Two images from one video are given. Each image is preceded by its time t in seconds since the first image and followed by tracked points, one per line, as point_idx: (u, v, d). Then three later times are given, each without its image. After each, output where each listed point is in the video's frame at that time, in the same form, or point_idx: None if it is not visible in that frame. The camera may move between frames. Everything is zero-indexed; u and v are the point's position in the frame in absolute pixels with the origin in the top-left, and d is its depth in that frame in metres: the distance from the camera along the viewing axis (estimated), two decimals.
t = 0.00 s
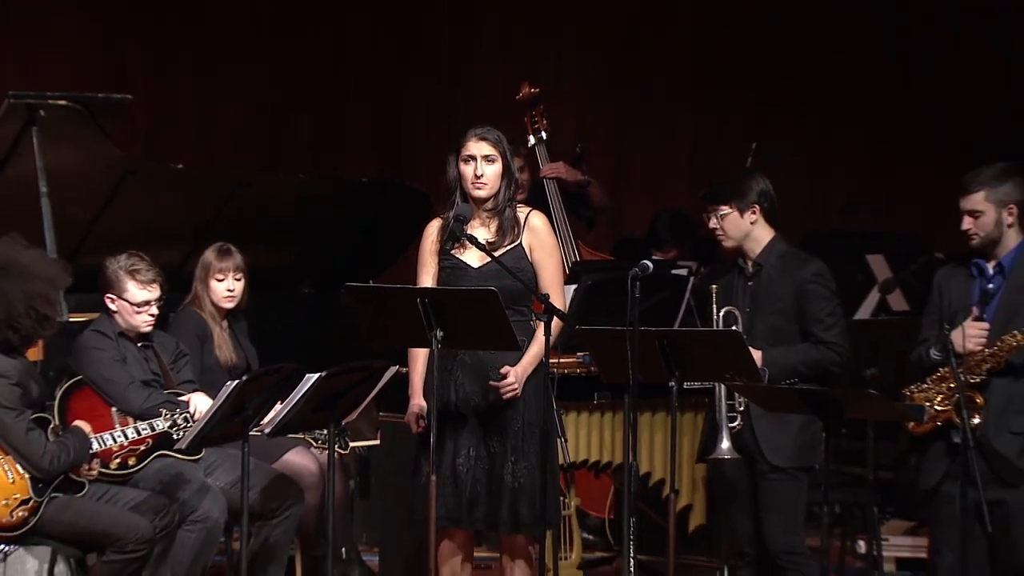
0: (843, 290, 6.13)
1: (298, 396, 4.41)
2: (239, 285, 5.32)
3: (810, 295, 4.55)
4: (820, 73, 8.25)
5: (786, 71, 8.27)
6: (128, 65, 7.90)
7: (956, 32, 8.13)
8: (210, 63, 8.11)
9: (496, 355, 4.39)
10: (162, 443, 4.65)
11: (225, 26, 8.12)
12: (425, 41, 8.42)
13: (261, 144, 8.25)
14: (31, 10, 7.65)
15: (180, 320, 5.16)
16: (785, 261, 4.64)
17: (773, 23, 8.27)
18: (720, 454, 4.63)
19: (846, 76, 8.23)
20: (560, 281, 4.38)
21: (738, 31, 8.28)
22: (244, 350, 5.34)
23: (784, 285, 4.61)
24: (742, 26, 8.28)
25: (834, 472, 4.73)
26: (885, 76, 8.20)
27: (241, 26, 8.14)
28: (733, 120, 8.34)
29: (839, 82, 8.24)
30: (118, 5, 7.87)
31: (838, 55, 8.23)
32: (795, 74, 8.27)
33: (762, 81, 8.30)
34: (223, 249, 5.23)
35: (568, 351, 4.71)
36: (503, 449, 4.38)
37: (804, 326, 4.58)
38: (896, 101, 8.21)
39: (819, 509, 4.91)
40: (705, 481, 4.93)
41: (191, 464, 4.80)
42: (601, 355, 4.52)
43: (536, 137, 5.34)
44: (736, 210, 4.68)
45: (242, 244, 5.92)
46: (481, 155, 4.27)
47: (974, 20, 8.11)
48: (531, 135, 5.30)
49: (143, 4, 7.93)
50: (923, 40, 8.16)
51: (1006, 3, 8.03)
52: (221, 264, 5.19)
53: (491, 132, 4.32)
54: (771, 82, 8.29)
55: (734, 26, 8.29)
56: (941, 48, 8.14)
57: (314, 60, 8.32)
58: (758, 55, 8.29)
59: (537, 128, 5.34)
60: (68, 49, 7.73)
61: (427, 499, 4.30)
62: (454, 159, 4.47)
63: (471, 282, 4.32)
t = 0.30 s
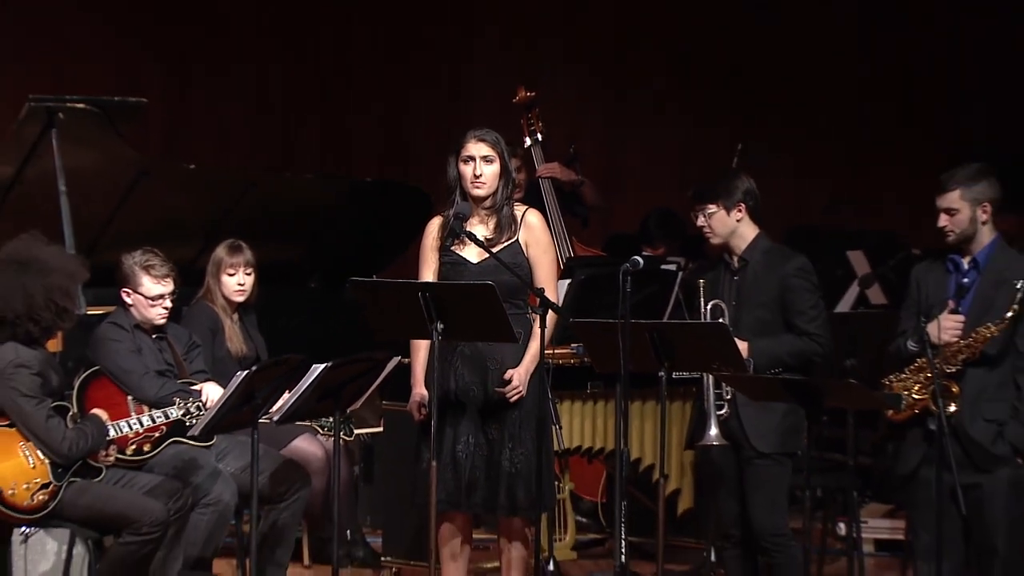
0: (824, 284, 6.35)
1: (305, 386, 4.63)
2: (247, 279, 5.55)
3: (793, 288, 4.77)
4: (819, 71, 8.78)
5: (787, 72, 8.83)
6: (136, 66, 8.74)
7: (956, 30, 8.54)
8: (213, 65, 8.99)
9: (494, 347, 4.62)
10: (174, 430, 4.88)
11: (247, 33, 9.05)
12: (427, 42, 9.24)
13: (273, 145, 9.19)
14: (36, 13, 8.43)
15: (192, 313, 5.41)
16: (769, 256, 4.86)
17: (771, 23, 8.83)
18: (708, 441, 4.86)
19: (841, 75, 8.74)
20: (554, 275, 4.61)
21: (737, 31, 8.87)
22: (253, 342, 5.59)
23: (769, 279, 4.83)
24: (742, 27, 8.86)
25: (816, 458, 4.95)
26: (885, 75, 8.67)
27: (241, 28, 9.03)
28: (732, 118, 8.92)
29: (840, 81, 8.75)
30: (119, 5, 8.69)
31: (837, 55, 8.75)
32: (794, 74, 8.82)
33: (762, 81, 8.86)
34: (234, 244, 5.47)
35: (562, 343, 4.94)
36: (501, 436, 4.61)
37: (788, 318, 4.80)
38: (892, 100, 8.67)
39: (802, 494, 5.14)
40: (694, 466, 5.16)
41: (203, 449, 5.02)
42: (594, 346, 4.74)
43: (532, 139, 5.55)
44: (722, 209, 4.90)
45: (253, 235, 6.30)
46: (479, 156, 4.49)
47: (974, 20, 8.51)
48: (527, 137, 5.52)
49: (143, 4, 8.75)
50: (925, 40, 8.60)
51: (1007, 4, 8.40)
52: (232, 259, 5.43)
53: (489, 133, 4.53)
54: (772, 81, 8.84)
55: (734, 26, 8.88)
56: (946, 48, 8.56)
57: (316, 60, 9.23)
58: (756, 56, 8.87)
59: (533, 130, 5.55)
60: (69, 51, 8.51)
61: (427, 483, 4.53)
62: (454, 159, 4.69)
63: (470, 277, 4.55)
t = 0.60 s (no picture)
0: (805, 279, 6.61)
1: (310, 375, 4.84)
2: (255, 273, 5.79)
3: (776, 283, 5.00)
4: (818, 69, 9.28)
5: (786, 72, 9.33)
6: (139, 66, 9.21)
7: (956, 30, 9.01)
8: (214, 64, 9.52)
9: (491, 340, 4.85)
10: (186, 419, 5.11)
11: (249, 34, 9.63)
12: (427, 42, 9.82)
13: (275, 145, 9.75)
14: (36, 14, 8.87)
15: (202, 307, 5.65)
16: (753, 253, 5.09)
17: (771, 23, 9.34)
18: (695, 429, 5.09)
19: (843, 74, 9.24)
20: (546, 270, 4.84)
21: (737, 31, 9.37)
22: (259, 335, 5.83)
23: (752, 275, 5.05)
24: (741, 27, 9.37)
25: (798, 445, 5.18)
26: (885, 74, 9.17)
27: (241, 28, 9.59)
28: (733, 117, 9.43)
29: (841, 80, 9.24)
30: (119, 6, 9.16)
31: (838, 55, 9.24)
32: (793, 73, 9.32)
33: (762, 81, 9.37)
34: (242, 242, 5.70)
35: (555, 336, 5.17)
36: (497, 424, 4.83)
37: (771, 312, 5.03)
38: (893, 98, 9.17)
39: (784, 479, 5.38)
40: (681, 453, 5.39)
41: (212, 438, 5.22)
42: (585, 339, 4.96)
43: (526, 141, 5.78)
44: (708, 208, 5.12)
45: (258, 233, 6.60)
46: (475, 157, 4.70)
47: (974, 20, 8.97)
48: (522, 139, 5.74)
49: (143, 5, 9.24)
50: (925, 41, 9.08)
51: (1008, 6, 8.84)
52: (240, 256, 5.66)
53: (485, 136, 4.74)
54: (772, 82, 9.35)
55: (733, 26, 9.39)
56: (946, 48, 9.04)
57: (317, 60, 9.84)
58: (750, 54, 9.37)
59: (527, 132, 5.78)
60: (69, 51, 8.97)
61: (427, 470, 4.76)
62: (451, 160, 4.91)
63: (467, 273, 4.77)
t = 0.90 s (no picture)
0: (787, 276, 6.90)
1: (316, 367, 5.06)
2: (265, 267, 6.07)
3: (759, 278, 5.25)
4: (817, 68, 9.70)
5: (786, 73, 9.77)
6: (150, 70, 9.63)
7: (957, 30, 9.27)
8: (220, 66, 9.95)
9: (487, 332, 5.09)
10: (196, 408, 5.36)
11: (256, 35, 10.05)
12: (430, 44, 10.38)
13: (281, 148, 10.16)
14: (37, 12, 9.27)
15: (211, 302, 5.92)
16: (737, 249, 5.34)
17: (771, 22, 9.79)
18: (682, 418, 5.29)
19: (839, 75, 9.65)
20: (539, 266, 5.10)
21: (737, 31, 9.85)
22: (267, 328, 6.10)
23: (737, 270, 5.31)
24: (741, 27, 9.84)
25: (780, 432, 5.43)
26: (885, 74, 9.52)
27: (244, 30, 9.99)
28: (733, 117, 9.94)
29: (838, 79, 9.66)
30: (119, 5, 9.55)
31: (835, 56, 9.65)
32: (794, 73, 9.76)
33: (763, 82, 9.83)
34: (250, 239, 5.97)
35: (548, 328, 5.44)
36: (493, 412, 5.08)
37: (754, 306, 5.28)
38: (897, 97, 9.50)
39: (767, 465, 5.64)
40: (669, 440, 5.64)
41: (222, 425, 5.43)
42: (577, 332, 5.20)
43: (521, 143, 6.04)
44: (695, 207, 5.36)
45: (264, 231, 6.86)
46: (473, 158, 4.94)
47: (974, 20, 9.21)
48: (517, 141, 5.99)
49: (144, 6, 9.63)
50: (925, 41, 9.38)
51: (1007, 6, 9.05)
52: (249, 252, 5.93)
53: (482, 137, 4.98)
54: (772, 82, 9.81)
55: (733, 26, 9.87)
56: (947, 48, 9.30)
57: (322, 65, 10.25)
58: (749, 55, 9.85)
59: (522, 134, 6.03)
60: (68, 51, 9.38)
61: (426, 456, 5.01)
62: (450, 161, 5.16)
63: (465, 269, 5.03)
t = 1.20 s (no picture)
0: (772, 271, 7.15)
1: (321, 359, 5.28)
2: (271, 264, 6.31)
3: (744, 275, 5.50)
4: (816, 66, 10.12)
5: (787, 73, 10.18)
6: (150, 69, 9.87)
7: (957, 30, 9.74)
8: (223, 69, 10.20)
9: (485, 327, 5.34)
10: (207, 398, 5.59)
11: (259, 36, 10.30)
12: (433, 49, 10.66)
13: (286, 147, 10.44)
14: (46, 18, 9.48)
15: (221, 298, 6.18)
16: (723, 247, 5.59)
17: (771, 22, 10.19)
18: (671, 407, 5.56)
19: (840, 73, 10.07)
20: (535, 263, 5.34)
21: (736, 30, 10.25)
22: (274, 322, 6.37)
23: (723, 267, 5.56)
24: (741, 26, 10.24)
25: (764, 421, 5.68)
26: (884, 73, 9.96)
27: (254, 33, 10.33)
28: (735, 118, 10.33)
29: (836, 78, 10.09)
30: (121, 6, 9.78)
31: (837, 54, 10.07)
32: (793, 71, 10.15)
33: (762, 82, 10.23)
34: (258, 237, 6.21)
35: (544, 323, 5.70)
36: (491, 403, 5.33)
37: (740, 302, 5.53)
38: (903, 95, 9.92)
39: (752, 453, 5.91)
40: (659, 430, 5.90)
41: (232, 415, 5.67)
42: (571, 326, 5.43)
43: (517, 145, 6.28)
44: (683, 206, 5.60)
45: (269, 229, 7.11)
46: (471, 161, 5.19)
47: (975, 20, 9.69)
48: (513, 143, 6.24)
49: (142, 6, 9.87)
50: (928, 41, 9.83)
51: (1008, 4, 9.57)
52: (256, 250, 6.18)
53: (480, 140, 5.22)
54: (773, 82, 10.21)
55: (733, 26, 10.27)
56: (947, 47, 9.78)
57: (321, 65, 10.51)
58: (751, 54, 10.24)
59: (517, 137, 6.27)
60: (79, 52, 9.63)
61: (427, 445, 5.26)
62: (449, 162, 5.41)
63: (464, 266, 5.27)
